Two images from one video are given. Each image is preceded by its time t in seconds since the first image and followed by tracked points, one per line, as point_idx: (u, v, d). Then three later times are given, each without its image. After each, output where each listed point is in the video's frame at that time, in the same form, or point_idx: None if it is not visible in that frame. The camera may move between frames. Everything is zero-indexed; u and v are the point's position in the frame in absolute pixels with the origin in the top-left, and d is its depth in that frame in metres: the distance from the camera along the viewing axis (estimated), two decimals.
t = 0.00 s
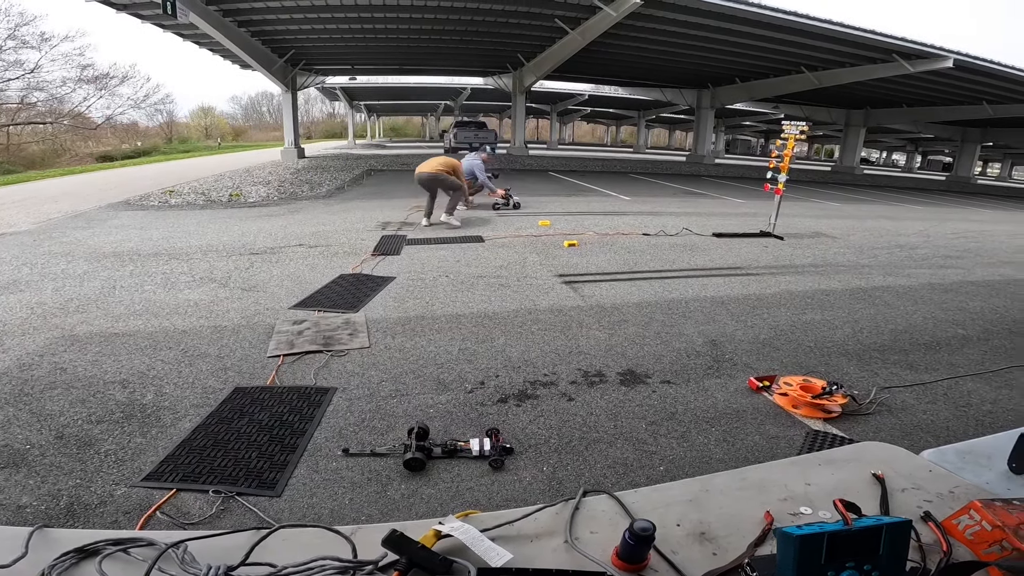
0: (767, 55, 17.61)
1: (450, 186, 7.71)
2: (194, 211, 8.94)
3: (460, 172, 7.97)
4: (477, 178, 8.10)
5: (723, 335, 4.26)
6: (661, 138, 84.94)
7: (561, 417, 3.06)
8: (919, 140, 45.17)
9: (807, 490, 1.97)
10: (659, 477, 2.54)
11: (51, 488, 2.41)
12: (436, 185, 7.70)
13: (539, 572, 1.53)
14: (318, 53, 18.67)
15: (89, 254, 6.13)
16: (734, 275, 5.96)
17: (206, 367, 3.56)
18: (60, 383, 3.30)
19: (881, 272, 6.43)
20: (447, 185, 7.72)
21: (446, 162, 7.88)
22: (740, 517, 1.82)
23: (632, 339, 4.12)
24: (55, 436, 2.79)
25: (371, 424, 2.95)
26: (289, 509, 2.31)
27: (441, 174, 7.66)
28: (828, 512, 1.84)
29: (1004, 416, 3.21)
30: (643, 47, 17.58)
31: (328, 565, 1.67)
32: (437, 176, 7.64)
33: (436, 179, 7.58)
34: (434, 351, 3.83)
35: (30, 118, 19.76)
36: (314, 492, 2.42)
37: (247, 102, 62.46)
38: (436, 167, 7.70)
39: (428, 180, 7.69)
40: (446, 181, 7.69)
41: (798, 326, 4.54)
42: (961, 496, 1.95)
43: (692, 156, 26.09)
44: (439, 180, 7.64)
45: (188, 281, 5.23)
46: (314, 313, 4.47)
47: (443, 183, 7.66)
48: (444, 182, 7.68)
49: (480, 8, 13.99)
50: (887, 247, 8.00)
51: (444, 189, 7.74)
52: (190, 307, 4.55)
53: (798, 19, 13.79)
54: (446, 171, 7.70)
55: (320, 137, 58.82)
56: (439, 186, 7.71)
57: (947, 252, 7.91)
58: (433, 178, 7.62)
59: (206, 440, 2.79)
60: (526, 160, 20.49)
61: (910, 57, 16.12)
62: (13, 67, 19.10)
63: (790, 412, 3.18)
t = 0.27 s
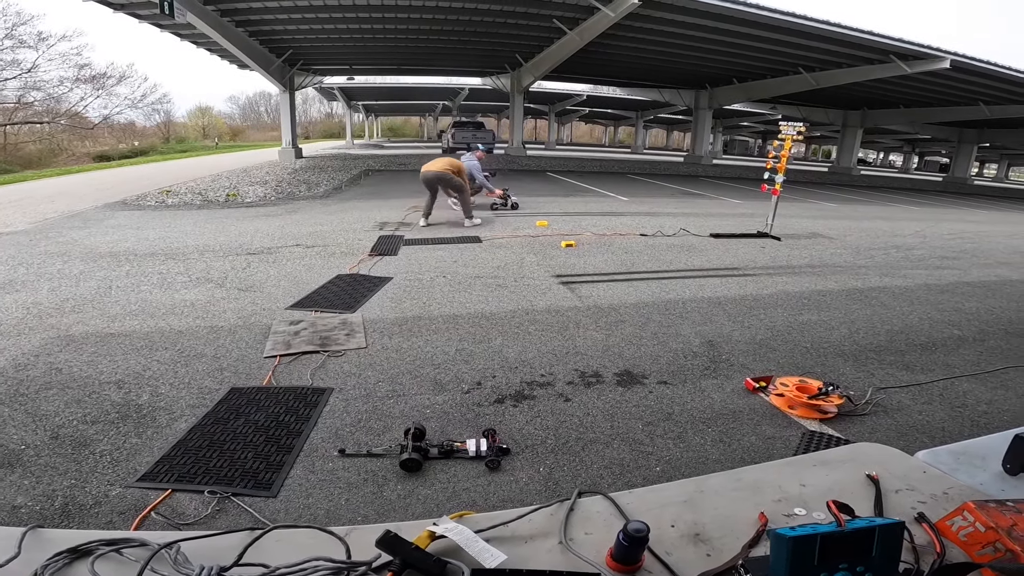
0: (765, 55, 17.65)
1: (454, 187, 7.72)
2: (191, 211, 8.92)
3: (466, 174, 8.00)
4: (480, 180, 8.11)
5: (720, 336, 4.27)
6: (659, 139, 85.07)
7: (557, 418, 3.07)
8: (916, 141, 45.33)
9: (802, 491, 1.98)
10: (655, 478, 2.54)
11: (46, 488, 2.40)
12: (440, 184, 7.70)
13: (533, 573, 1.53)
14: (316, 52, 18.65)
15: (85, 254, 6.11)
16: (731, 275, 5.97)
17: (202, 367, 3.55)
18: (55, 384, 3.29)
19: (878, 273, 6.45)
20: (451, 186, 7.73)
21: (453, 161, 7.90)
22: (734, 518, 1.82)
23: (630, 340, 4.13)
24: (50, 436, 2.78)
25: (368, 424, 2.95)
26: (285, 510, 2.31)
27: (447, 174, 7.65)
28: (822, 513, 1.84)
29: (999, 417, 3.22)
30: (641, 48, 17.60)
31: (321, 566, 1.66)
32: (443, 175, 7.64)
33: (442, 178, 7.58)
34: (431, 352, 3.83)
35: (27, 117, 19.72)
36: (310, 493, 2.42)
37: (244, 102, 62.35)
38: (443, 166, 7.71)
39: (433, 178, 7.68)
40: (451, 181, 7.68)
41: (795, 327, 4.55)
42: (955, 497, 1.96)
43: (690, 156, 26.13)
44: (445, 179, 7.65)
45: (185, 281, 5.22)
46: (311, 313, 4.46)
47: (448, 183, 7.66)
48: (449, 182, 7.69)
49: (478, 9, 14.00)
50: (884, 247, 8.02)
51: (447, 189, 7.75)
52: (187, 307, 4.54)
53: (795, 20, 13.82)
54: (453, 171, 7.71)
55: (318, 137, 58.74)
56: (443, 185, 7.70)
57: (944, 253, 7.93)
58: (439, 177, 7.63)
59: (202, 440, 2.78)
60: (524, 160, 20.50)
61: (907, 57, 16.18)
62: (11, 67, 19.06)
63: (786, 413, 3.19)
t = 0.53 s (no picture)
0: (761, 56, 17.70)
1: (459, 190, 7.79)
2: (187, 211, 8.89)
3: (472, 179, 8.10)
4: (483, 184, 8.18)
5: (716, 337, 4.28)
6: (657, 139, 85.26)
7: (553, 419, 3.06)
8: (912, 141, 45.53)
9: (797, 493, 1.98)
10: (651, 479, 2.54)
11: (39, 489, 2.39)
12: (446, 185, 7.77)
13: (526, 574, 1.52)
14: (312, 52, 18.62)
15: (79, 254, 6.09)
16: (728, 276, 5.97)
17: (197, 367, 3.54)
18: (49, 384, 3.27)
19: (873, 273, 6.47)
20: (456, 188, 7.80)
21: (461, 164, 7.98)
22: (729, 519, 1.82)
23: (626, 340, 4.13)
24: (43, 437, 2.76)
25: (363, 425, 2.94)
26: (279, 511, 2.30)
27: (454, 176, 7.73)
28: (816, 515, 1.84)
29: (994, 418, 3.23)
30: (638, 48, 17.62)
31: (312, 567, 1.65)
32: (449, 177, 7.72)
33: (448, 180, 7.65)
34: (427, 352, 3.83)
35: (22, 117, 19.65)
36: (305, 494, 2.41)
37: (241, 101, 62.17)
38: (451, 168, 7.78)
39: (438, 179, 7.74)
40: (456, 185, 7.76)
41: (791, 327, 4.56)
42: (949, 498, 1.96)
43: (687, 157, 26.18)
44: (451, 181, 7.72)
45: (180, 280, 5.21)
46: (307, 313, 4.45)
47: (453, 185, 7.73)
48: (455, 185, 7.76)
49: (475, 8, 14.01)
50: (880, 248, 8.04)
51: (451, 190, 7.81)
52: (182, 307, 4.52)
53: (792, 21, 13.86)
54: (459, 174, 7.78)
55: (315, 137, 58.64)
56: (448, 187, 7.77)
57: (939, 254, 7.95)
58: (446, 178, 7.70)
59: (196, 441, 2.76)
60: (521, 160, 20.50)
61: (903, 58, 16.24)
62: (6, 66, 18.97)
63: (782, 413, 3.19)
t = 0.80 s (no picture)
0: (757, 57, 17.74)
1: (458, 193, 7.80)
2: (181, 211, 8.85)
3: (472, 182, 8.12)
4: (483, 185, 8.20)
5: (711, 336, 4.28)
6: (653, 140, 85.40)
7: (548, 418, 3.05)
8: (907, 142, 45.73)
9: (789, 492, 1.97)
10: (645, 478, 2.54)
11: (27, 489, 2.37)
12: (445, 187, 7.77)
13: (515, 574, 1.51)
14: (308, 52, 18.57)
15: (72, 254, 6.05)
16: (723, 276, 5.98)
17: (189, 367, 3.51)
18: (39, 384, 3.24)
19: (868, 273, 6.49)
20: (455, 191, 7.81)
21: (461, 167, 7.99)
22: (722, 518, 1.82)
23: (621, 340, 4.12)
24: (33, 436, 2.74)
25: (356, 424, 2.93)
26: (271, 510, 2.29)
27: (453, 179, 7.73)
28: (809, 514, 1.84)
29: (988, 416, 3.24)
30: (635, 49, 17.64)
31: (297, 566, 1.64)
32: (449, 180, 7.72)
33: (447, 184, 7.66)
34: (421, 351, 3.82)
35: (17, 117, 19.55)
36: (297, 494, 2.40)
37: (237, 102, 61.99)
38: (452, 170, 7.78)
39: (438, 180, 7.74)
40: (456, 188, 7.76)
41: (785, 327, 4.56)
42: (943, 497, 1.96)
43: (683, 157, 26.22)
44: (451, 184, 7.73)
45: (174, 280, 5.18)
46: (300, 313, 4.43)
47: (453, 188, 7.74)
48: (454, 188, 7.77)
49: (472, 9, 14.00)
50: (874, 248, 8.06)
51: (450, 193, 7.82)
52: (175, 306, 4.50)
53: (787, 22, 13.89)
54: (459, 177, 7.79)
55: (312, 138, 58.51)
56: (448, 189, 7.77)
57: (933, 254, 7.97)
58: (444, 182, 7.71)
59: (187, 440, 2.75)
60: (518, 161, 20.48)
61: (898, 59, 16.29)
62: None
63: (776, 412, 3.20)
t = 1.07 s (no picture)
0: (755, 58, 17.77)
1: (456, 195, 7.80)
2: (178, 211, 8.82)
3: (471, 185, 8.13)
4: (481, 187, 8.22)
5: (709, 337, 4.28)
6: (651, 141, 85.52)
7: (546, 419, 3.05)
8: (904, 144, 45.89)
9: (787, 493, 1.97)
10: (643, 480, 2.54)
11: (24, 490, 2.36)
12: (444, 188, 7.77)
13: None
14: (306, 52, 18.55)
15: (69, 254, 6.03)
16: (720, 277, 5.98)
17: (186, 368, 3.50)
18: (35, 385, 3.23)
19: (865, 274, 6.50)
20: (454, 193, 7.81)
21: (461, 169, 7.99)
22: (720, 520, 1.82)
23: (619, 341, 4.12)
24: (29, 438, 2.73)
25: (354, 426, 2.92)
26: (268, 512, 2.28)
27: (452, 182, 7.73)
28: (807, 516, 1.84)
29: (985, 418, 3.24)
30: (633, 50, 17.65)
31: (295, 569, 1.63)
32: (449, 181, 7.72)
33: (446, 187, 7.66)
34: (418, 352, 3.81)
35: (14, 117, 19.51)
36: (294, 495, 2.39)
37: (235, 102, 61.92)
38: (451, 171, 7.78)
39: (437, 181, 7.73)
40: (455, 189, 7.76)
41: (783, 328, 4.57)
42: (941, 499, 1.96)
43: (681, 158, 26.26)
44: (450, 185, 7.73)
45: (171, 281, 5.16)
46: (298, 314, 4.42)
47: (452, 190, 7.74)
48: (453, 190, 7.76)
49: (470, 9, 14.00)
50: (871, 249, 8.07)
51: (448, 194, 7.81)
52: (172, 307, 4.48)
53: (785, 22, 13.92)
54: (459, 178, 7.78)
55: (309, 138, 58.45)
56: (447, 190, 7.76)
57: (930, 255, 7.98)
58: (443, 185, 7.71)
59: (184, 442, 2.74)
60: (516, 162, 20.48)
61: (895, 60, 16.33)
62: None
63: (774, 414, 3.20)
